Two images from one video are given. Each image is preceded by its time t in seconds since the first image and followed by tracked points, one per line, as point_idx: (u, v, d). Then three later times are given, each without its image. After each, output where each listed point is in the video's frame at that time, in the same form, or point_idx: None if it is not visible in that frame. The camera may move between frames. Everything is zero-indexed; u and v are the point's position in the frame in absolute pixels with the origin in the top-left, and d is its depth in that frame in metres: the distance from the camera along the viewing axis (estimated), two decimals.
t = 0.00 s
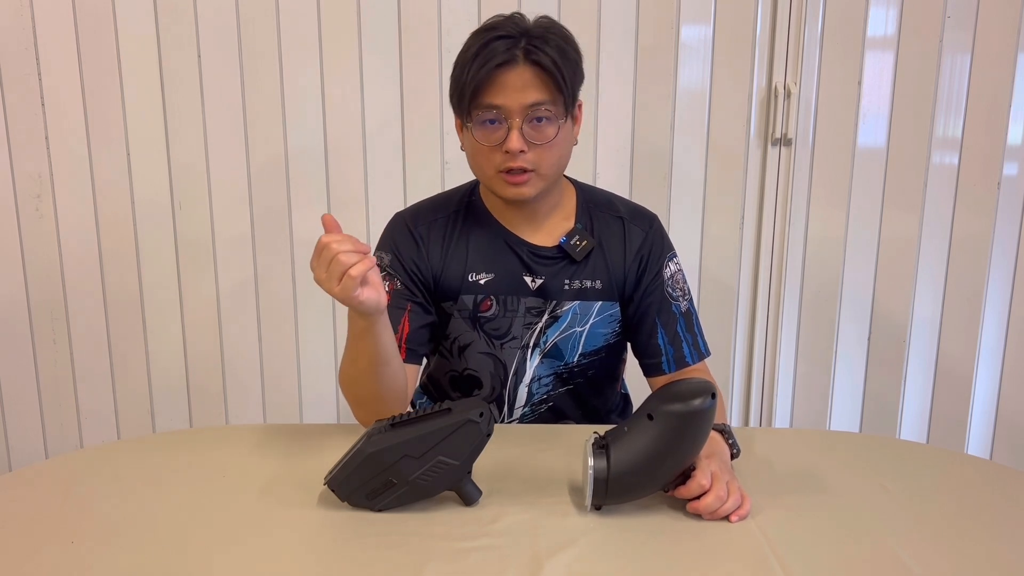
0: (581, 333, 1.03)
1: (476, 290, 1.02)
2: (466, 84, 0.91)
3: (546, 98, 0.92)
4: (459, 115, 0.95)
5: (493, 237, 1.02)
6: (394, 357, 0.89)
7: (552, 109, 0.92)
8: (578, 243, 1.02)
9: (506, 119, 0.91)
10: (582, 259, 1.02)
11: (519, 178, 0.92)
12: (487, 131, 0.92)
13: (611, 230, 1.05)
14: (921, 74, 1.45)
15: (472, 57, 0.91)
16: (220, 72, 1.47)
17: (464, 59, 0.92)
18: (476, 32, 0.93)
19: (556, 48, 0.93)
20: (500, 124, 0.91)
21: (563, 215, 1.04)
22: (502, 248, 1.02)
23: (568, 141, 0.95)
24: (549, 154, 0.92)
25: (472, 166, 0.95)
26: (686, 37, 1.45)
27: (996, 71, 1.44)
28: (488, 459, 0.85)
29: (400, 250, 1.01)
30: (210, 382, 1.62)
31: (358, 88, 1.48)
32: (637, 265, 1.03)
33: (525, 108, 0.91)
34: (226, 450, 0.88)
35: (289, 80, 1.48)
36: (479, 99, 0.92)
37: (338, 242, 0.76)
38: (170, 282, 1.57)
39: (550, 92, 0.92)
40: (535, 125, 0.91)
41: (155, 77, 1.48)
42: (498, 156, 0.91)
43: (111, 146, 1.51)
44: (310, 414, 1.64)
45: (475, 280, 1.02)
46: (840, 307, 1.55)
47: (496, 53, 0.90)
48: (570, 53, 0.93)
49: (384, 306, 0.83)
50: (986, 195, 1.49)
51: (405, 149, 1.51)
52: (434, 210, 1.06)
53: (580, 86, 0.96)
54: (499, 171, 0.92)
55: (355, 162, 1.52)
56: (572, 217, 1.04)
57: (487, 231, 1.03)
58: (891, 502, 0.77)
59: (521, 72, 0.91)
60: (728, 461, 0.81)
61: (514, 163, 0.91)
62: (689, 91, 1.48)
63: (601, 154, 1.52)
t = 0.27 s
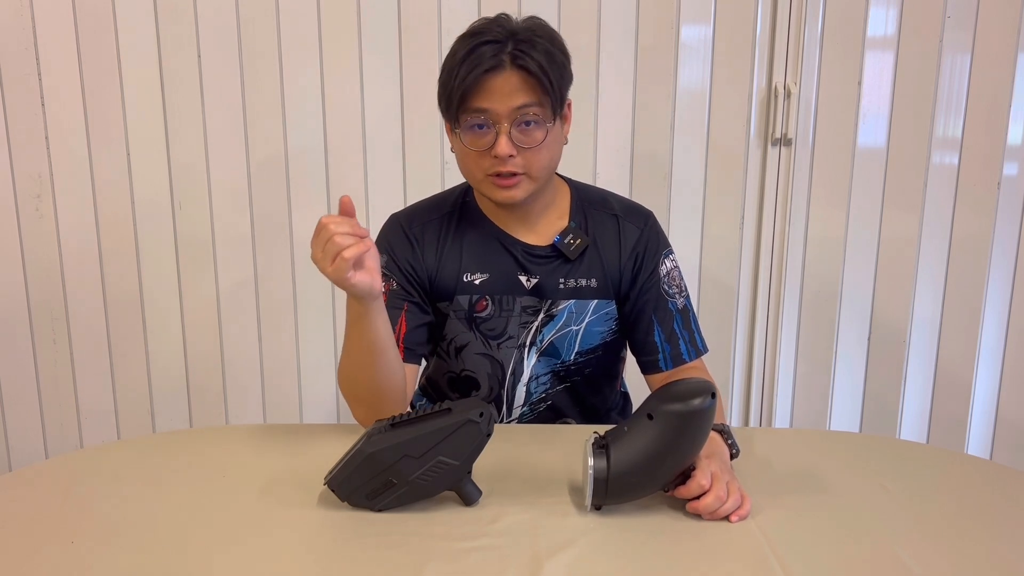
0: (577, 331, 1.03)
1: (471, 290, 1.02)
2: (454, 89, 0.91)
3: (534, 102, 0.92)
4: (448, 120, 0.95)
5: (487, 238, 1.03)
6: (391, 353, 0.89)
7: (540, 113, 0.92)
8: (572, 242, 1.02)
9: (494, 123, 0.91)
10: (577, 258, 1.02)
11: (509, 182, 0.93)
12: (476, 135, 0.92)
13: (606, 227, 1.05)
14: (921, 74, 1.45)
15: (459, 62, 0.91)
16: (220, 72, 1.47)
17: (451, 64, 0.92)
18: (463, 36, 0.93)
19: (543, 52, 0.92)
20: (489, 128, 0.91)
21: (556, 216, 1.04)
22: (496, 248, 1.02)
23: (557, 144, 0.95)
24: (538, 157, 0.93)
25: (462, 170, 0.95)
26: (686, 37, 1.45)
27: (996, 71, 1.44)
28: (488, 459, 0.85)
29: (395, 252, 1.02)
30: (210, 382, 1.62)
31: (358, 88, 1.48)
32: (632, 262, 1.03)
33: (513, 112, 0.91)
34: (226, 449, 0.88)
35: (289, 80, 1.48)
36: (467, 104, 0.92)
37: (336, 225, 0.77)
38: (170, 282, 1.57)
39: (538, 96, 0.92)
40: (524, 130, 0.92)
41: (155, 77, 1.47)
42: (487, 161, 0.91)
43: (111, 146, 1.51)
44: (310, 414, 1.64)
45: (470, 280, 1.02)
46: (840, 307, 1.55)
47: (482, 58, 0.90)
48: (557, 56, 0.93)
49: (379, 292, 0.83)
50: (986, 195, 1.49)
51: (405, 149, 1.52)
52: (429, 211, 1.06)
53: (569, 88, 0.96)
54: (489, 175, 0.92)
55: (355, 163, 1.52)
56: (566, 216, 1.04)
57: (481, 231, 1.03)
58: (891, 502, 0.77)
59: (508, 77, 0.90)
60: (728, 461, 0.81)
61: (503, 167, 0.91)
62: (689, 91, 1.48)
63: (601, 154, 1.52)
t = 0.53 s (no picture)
0: (573, 332, 1.03)
1: (467, 291, 1.02)
2: (444, 86, 0.92)
3: (525, 96, 0.92)
4: (440, 119, 0.96)
5: (483, 239, 1.03)
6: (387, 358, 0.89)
7: (531, 106, 0.92)
8: (567, 244, 1.02)
9: (485, 119, 0.91)
10: (572, 259, 1.02)
11: (502, 177, 0.92)
12: (468, 132, 0.92)
13: (603, 228, 1.05)
14: (921, 74, 1.45)
15: (447, 60, 0.92)
16: (220, 72, 1.47)
17: (440, 63, 0.93)
18: (451, 35, 0.93)
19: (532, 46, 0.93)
20: (480, 124, 0.92)
21: (551, 216, 1.04)
22: (492, 249, 1.02)
23: (549, 138, 0.95)
24: (530, 151, 0.92)
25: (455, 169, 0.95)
26: (686, 37, 1.45)
27: (996, 71, 1.44)
28: (488, 459, 0.85)
29: (391, 252, 1.01)
30: (210, 382, 1.62)
31: (358, 88, 1.48)
32: (628, 263, 1.03)
33: (503, 107, 0.91)
34: (225, 450, 0.88)
35: (289, 80, 1.48)
36: (458, 101, 0.92)
37: (319, 253, 0.76)
38: (170, 282, 1.57)
39: (529, 90, 0.92)
40: (515, 124, 0.91)
41: (155, 77, 1.47)
42: (479, 156, 0.91)
43: (111, 146, 1.51)
44: (310, 414, 1.64)
45: (465, 280, 1.02)
46: (840, 307, 1.55)
47: (470, 54, 0.90)
48: (546, 50, 0.93)
49: (367, 314, 0.82)
50: (986, 195, 1.49)
51: (405, 149, 1.51)
52: (425, 212, 1.06)
53: (559, 83, 0.96)
54: (481, 171, 0.92)
55: (355, 163, 1.52)
56: (560, 218, 1.04)
57: (477, 231, 1.03)
58: (891, 502, 0.77)
59: (497, 72, 0.91)
60: (728, 461, 0.81)
61: (495, 162, 0.91)
62: (689, 91, 1.48)
63: (601, 154, 1.52)
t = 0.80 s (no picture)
0: (574, 331, 1.03)
1: (468, 290, 1.02)
2: (455, 92, 0.91)
3: (536, 98, 0.92)
4: (448, 124, 0.95)
5: (484, 238, 1.02)
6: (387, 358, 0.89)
7: (542, 108, 0.92)
8: (568, 242, 1.02)
9: (498, 124, 0.91)
10: (573, 258, 1.02)
11: (518, 180, 0.93)
12: (481, 137, 0.91)
13: (603, 227, 1.05)
14: (921, 74, 1.45)
15: (456, 65, 0.91)
16: (220, 72, 1.47)
17: (448, 67, 0.92)
18: (456, 39, 0.92)
19: (538, 47, 0.93)
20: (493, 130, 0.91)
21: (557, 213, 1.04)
22: (493, 249, 1.02)
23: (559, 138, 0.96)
24: (544, 153, 0.93)
25: (468, 173, 0.95)
26: (686, 37, 1.45)
27: (996, 71, 1.44)
28: (488, 459, 0.85)
29: (391, 251, 1.01)
30: (209, 382, 1.62)
31: (358, 88, 1.48)
32: (628, 262, 1.03)
33: (517, 111, 0.91)
34: (225, 450, 0.88)
35: (289, 81, 1.48)
36: (469, 107, 0.92)
37: (327, 246, 0.77)
38: (170, 282, 1.57)
39: (539, 91, 0.92)
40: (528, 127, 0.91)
41: (155, 77, 1.47)
42: (494, 161, 0.92)
43: (111, 147, 1.51)
44: (310, 414, 1.64)
45: (466, 280, 1.02)
46: (840, 307, 1.55)
47: (480, 59, 0.90)
48: (552, 51, 0.93)
49: (370, 311, 0.82)
50: (986, 195, 1.49)
51: (405, 149, 1.51)
52: (425, 212, 1.06)
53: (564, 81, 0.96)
54: (497, 176, 0.93)
55: (355, 163, 1.52)
56: (562, 217, 1.04)
57: (478, 231, 1.03)
58: (891, 502, 0.77)
59: (507, 75, 0.90)
60: (729, 461, 0.81)
61: (511, 166, 0.91)
62: (689, 91, 1.48)
63: (601, 154, 1.52)
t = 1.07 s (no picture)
0: (576, 331, 1.03)
1: (471, 290, 1.02)
2: (461, 90, 0.91)
3: (541, 97, 0.92)
4: (453, 122, 0.95)
5: (486, 238, 1.03)
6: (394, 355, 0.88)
7: (548, 107, 0.92)
8: (571, 242, 1.02)
9: (504, 122, 0.91)
10: (576, 257, 1.02)
11: (522, 178, 0.93)
12: (487, 136, 0.91)
13: (605, 227, 1.05)
14: (921, 74, 1.45)
15: (462, 64, 0.91)
16: (220, 72, 1.47)
17: (454, 66, 0.92)
18: (461, 39, 0.92)
19: (543, 46, 0.93)
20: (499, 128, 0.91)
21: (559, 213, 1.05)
22: (496, 249, 1.02)
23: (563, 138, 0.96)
24: (549, 151, 0.93)
25: (473, 171, 0.95)
26: (686, 37, 1.45)
27: (996, 71, 1.44)
28: (488, 459, 0.85)
29: (394, 251, 1.01)
30: (209, 382, 1.62)
31: (358, 88, 1.48)
32: (631, 262, 1.03)
33: (522, 110, 0.91)
34: (226, 450, 0.88)
35: (289, 80, 1.48)
36: (475, 105, 0.91)
37: (343, 243, 0.76)
38: (170, 282, 1.57)
39: (545, 90, 0.92)
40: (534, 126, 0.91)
41: (155, 77, 1.47)
42: (500, 160, 0.92)
43: (111, 147, 1.51)
44: (310, 414, 1.64)
45: (469, 279, 1.02)
46: (840, 307, 1.55)
47: (486, 59, 0.90)
48: (557, 50, 0.94)
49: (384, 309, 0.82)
50: (986, 195, 1.49)
51: (405, 149, 1.51)
52: (428, 211, 1.07)
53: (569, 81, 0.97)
54: (502, 174, 0.93)
55: (355, 163, 1.52)
56: (564, 216, 1.04)
57: (481, 230, 1.03)
58: (891, 502, 0.77)
59: (513, 75, 0.91)
60: (729, 461, 0.81)
61: (516, 164, 0.91)
62: (689, 90, 1.48)
63: (601, 154, 1.52)
